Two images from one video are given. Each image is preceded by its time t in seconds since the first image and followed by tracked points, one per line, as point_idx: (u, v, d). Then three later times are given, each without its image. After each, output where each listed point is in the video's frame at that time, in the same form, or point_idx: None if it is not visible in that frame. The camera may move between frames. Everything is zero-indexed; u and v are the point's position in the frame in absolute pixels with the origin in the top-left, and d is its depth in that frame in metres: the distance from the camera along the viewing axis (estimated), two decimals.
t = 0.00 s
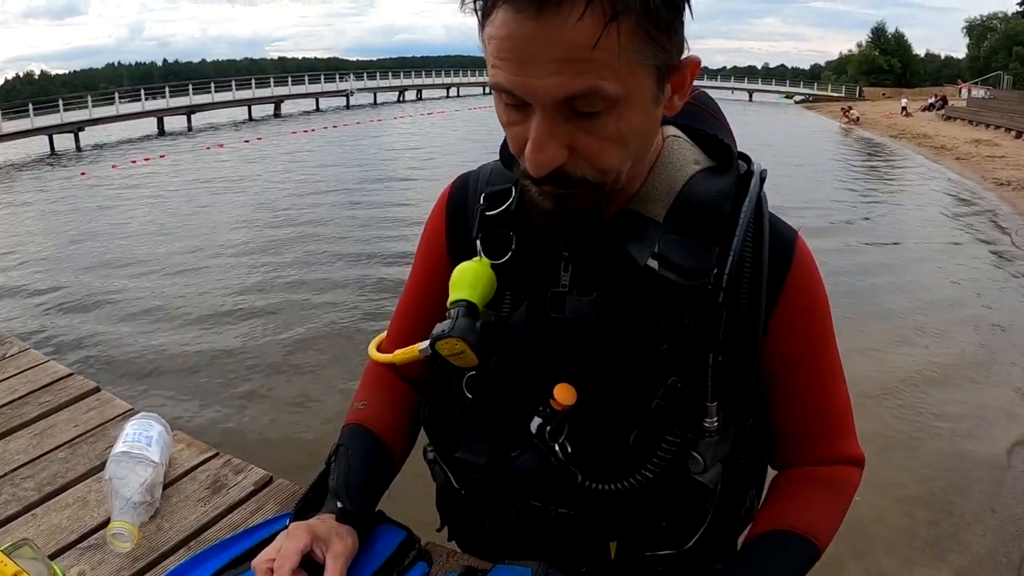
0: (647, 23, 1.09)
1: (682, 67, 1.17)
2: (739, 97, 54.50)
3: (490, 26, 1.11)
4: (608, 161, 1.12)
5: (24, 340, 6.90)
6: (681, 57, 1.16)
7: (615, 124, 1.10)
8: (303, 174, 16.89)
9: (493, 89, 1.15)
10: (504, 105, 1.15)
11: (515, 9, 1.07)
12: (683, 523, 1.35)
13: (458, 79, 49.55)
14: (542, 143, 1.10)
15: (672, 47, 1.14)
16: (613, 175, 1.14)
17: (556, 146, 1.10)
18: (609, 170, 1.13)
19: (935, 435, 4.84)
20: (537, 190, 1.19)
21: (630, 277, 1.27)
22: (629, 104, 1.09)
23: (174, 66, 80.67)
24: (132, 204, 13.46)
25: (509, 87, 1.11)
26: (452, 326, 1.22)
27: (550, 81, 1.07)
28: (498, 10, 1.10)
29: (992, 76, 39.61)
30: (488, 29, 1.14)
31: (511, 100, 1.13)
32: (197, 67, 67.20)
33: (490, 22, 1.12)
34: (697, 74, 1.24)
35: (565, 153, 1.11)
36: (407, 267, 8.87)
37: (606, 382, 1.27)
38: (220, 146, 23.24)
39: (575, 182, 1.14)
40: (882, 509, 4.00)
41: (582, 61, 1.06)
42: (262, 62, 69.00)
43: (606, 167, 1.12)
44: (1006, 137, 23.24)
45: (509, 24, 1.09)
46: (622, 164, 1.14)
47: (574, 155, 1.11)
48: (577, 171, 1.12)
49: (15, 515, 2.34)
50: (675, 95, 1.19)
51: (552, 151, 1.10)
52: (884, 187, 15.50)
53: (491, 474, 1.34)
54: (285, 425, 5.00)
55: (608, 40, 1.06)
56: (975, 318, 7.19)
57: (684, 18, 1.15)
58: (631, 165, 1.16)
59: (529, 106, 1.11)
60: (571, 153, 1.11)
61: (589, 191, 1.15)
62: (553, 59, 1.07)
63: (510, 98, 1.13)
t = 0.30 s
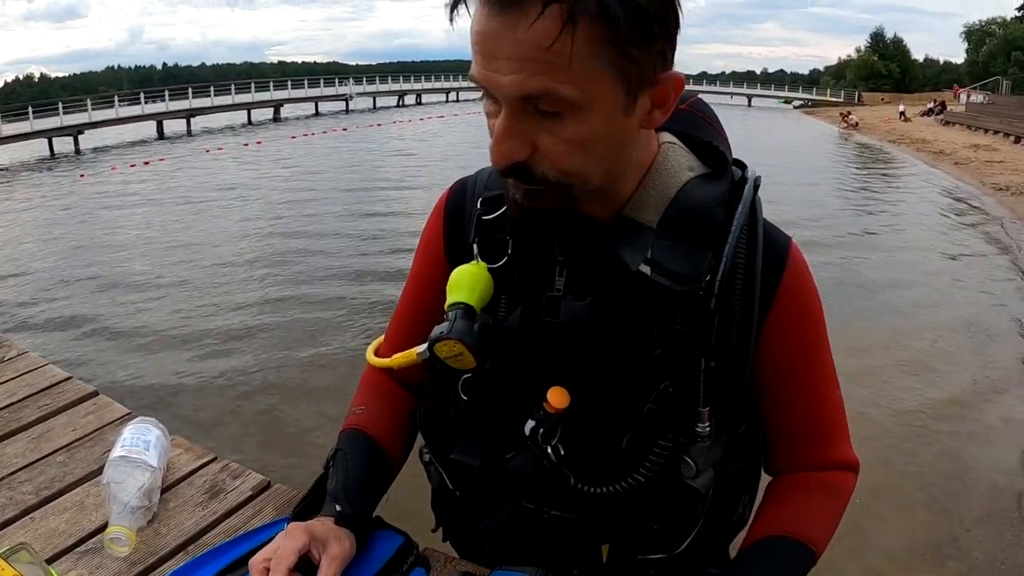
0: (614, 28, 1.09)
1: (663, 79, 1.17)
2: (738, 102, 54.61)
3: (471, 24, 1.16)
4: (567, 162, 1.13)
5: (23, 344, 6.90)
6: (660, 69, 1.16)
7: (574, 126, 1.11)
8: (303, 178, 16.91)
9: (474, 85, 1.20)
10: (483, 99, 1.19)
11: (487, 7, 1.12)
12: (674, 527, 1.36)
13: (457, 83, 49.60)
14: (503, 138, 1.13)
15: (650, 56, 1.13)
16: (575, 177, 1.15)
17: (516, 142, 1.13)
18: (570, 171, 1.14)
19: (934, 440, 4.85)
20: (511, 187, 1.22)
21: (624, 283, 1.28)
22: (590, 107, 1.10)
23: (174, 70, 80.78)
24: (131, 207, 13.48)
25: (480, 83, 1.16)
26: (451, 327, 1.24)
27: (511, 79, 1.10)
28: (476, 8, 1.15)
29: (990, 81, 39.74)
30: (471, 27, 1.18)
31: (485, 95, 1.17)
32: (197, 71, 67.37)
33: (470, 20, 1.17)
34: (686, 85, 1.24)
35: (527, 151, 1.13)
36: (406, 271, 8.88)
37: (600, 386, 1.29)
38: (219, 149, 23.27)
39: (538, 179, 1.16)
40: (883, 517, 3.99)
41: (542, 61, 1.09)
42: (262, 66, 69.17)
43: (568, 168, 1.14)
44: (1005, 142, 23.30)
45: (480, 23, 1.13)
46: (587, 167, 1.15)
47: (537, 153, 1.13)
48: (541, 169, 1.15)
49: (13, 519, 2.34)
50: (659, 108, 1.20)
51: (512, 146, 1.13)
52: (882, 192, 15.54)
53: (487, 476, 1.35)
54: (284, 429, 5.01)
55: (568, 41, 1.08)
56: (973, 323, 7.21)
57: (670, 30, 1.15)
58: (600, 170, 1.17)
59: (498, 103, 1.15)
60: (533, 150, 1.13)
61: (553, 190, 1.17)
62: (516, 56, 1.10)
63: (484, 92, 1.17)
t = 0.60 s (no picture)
0: (591, 41, 1.13)
1: (642, 91, 1.21)
2: (736, 108, 54.77)
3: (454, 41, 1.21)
4: (549, 174, 1.17)
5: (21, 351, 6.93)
6: (638, 81, 1.21)
7: (555, 137, 1.15)
8: (302, 184, 16.96)
9: (459, 100, 1.25)
10: (467, 115, 1.24)
11: (467, 24, 1.16)
12: (656, 534, 1.40)
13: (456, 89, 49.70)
14: (486, 151, 1.17)
15: (627, 68, 1.18)
16: (557, 188, 1.19)
17: (498, 154, 1.17)
18: (551, 182, 1.18)
19: (929, 446, 4.89)
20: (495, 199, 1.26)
21: (605, 296, 1.33)
22: (570, 119, 1.14)
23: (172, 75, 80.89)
24: (131, 213, 13.52)
25: (464, 98, 1.20)
26: (438, 336, 1.27)
27: (492, 93, 1.14)
28: (459, 26, 1.20)
29: (988, 87, 39.89)
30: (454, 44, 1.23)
31: (468, 109, 1.21)
32: (196, 77, 67.51)
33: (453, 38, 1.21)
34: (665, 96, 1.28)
35: (509, 163, 1.17)
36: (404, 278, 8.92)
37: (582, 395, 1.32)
38: (218, 155, 23.31)
39: (521, 191, 1.20)
40: (878, 522, 4.02)
41: (521, 75, 1.13)
42: (261, 72, 69.33)
43: (550, 179, 1.18)
44: (1002, 147, 23.40)
45: (463, 38, 1.18)
46: (568, 178, 1.19)
47: (519, 165, 1.17)
48: (523, 181, 1.19)
49: (12, 527, 2.38)
50: (638, 120, 1.24)
51: (494, 159, 1.17)
52: (879, 198, 15.60)
53: (472, 482, 1.39)
54: (282, 437, 5.04)
55: (546, 55, 1.12)
56: (968, 329, 7.26)
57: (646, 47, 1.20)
58: (582, 180, 1.21)
59: (480, 116, 1.19)
60: (514, 163, 1.17)
61: (536, 201, 1.20)
62: (495, 71, 1.14)
63: (468, 107, 1.21)
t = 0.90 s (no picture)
0: (570, 65, 1.19)
1: (617, 110, 1.28)
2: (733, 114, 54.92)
3: (433, 71, 1.26)
4: (533, 197, 1.23)
5: (19, 359, 6.96)
6: (613, 102, 1.27)
7: (538, 161, 1.20)
8: (299, 190, 17.00)
9: (439, 128, 1.29)
10: (448, 143, 1.29)
11: (448, 55, 1.21)
12: (633, 544, 1.46)
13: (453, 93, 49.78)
14: (472, 178, 1.22)
15: (603, 91, 1.24)
16: (540, 210, 1.24)
17: (484, 181, 1.22)
18: (536, 205, 1.24)
19: (923, 452, 4.94)
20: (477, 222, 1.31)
21: (580, 316, 1.39)
22: (552, 143, 1.20)
23: (170, 79, 80.94)
24: (128, 219, 13.54)
25: (446, 126, 1.24)
26: (415, 354, 1.33)
27: (475, 121, 1.19)
28: (438, 57, 1.24)
29: (985, 93, 40.07)
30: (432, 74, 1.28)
31: (450, 137, 1.26)
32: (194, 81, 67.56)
33: (432, 68, 1.26)
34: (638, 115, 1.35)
35: (494, 189, 1.22)
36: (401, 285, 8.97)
37: (560, 409, 1.38)
38: (216, 160, 23.34)
39: (506, 215, 1.25)
40: (872, 530, 4.06)
41: (504, 102, 1.18)
42: (258, 78, 69.44)
43: (534, 202, 1.23)
44: (999, 153, 23.52)
45: (443, 67, 1.23)
46: (550, 200, 1.25)
47: (503, 190, 1.22)
48: (508, 205, 1.24)
49: (12, 535, 2.42)
50: (613, 139, 1.31)
51: (480, 187, 1.22)
52: (876, 204, 15.68)
53: (454, 494, 1.44)
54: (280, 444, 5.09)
55: (528, 82, 1.17)
56: (962, 335, 7.32)
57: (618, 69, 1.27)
58: (562, 201, 1.27)
59: (464, 143, 1.24)
60: (499, 188, 1.22)
61: (521, 224, 1.26)
62: (478, 100, 1.19)
63: (449, 135, 1.26)
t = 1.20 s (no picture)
0: (583, 80, 1.23)
1: (621, 120, 1.32)
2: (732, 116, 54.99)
3: (440, 88, 1.27)
4: (548, 210, 1.25)
5: (20, 365, 6.99)
6: (618, 113, 1.31)
7: (554, 175, 1.24)
8: (299, 194, 17.03)
9: (445, 145, 1.30)
10: (454, 159, 1.30)
11: (460, 73, 1.23)
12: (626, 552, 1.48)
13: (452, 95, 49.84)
14: (487, 194, 1.24)
15: (610, 102, 1.28)
16: (554, 222, 1.27)
17: (499, 197, 1.24)
18: (549, 217, 1.26)
19: (920, 456, 4.96)
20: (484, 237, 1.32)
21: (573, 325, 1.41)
22: (567, 157, 1.24)
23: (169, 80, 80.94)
24: (128, 222, 13.57)
25: (457, 143, 1.26)
26: (408, 362, 1.35)
27: (492, 137, 1.21)
28: (446, 74, 1.26)
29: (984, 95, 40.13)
30: (438, 91, 1.29)
31: (459, 154, 1.27)
32: (193, 83, 67.65)
33: (440, 85, 1.27)
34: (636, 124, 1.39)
35: (508, 204, 1.24)
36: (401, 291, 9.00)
37: (553, 418, 1.40)
38: (215, 163, 23.36)
39: (520, 230, 1.27)
40: (870, 533, 4.08)
41: (522, 118, 1.21)
42: (258, 79, 69.50)
43: (547, 215, 1.26)
44: (998, 155, 23.56)
45: (454, 85, 1.24)
46: (562, 212, 1.28)
47: (517, 205, 1.25)
48: (521, 220, 1.26)
49: (12, 542, 2.44)
50: (615, 147, 1.35)
51: (495, 203, 1.24)
52: (875, 207, 15.71)
53: (448, 503, 1.46)
54: (280, 452, 5.12)
55: (545, 98, 1.20)
56: (960, 338, 7.35)
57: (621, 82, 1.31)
58: (572, 213, 1.30)
59: (476, 160, 1.25)
60: (514, 203, 1.25)
61: (534, 237, 1.28)
62: (494, 116, 1.21)
63: (459, 152, 1.27)
